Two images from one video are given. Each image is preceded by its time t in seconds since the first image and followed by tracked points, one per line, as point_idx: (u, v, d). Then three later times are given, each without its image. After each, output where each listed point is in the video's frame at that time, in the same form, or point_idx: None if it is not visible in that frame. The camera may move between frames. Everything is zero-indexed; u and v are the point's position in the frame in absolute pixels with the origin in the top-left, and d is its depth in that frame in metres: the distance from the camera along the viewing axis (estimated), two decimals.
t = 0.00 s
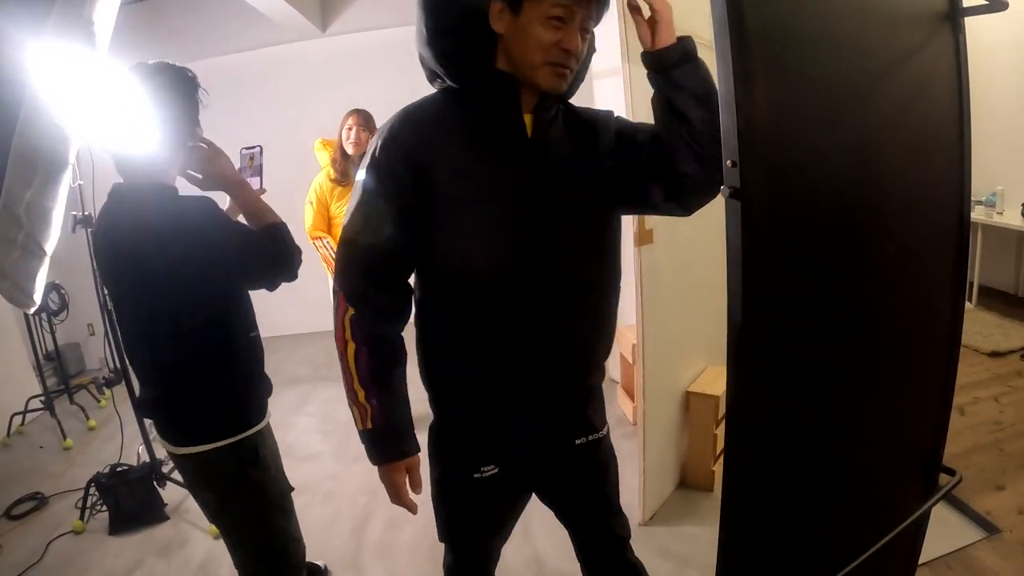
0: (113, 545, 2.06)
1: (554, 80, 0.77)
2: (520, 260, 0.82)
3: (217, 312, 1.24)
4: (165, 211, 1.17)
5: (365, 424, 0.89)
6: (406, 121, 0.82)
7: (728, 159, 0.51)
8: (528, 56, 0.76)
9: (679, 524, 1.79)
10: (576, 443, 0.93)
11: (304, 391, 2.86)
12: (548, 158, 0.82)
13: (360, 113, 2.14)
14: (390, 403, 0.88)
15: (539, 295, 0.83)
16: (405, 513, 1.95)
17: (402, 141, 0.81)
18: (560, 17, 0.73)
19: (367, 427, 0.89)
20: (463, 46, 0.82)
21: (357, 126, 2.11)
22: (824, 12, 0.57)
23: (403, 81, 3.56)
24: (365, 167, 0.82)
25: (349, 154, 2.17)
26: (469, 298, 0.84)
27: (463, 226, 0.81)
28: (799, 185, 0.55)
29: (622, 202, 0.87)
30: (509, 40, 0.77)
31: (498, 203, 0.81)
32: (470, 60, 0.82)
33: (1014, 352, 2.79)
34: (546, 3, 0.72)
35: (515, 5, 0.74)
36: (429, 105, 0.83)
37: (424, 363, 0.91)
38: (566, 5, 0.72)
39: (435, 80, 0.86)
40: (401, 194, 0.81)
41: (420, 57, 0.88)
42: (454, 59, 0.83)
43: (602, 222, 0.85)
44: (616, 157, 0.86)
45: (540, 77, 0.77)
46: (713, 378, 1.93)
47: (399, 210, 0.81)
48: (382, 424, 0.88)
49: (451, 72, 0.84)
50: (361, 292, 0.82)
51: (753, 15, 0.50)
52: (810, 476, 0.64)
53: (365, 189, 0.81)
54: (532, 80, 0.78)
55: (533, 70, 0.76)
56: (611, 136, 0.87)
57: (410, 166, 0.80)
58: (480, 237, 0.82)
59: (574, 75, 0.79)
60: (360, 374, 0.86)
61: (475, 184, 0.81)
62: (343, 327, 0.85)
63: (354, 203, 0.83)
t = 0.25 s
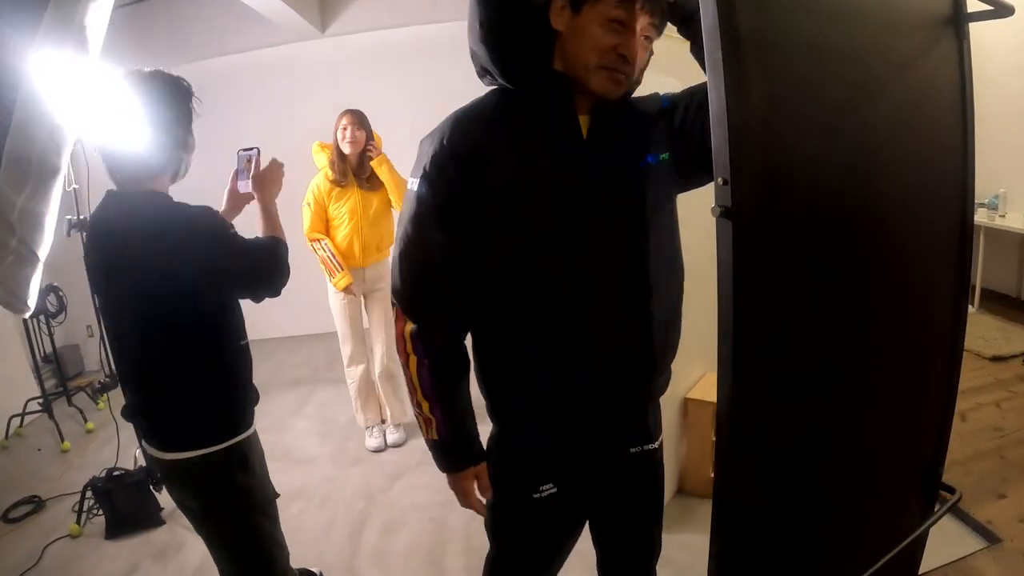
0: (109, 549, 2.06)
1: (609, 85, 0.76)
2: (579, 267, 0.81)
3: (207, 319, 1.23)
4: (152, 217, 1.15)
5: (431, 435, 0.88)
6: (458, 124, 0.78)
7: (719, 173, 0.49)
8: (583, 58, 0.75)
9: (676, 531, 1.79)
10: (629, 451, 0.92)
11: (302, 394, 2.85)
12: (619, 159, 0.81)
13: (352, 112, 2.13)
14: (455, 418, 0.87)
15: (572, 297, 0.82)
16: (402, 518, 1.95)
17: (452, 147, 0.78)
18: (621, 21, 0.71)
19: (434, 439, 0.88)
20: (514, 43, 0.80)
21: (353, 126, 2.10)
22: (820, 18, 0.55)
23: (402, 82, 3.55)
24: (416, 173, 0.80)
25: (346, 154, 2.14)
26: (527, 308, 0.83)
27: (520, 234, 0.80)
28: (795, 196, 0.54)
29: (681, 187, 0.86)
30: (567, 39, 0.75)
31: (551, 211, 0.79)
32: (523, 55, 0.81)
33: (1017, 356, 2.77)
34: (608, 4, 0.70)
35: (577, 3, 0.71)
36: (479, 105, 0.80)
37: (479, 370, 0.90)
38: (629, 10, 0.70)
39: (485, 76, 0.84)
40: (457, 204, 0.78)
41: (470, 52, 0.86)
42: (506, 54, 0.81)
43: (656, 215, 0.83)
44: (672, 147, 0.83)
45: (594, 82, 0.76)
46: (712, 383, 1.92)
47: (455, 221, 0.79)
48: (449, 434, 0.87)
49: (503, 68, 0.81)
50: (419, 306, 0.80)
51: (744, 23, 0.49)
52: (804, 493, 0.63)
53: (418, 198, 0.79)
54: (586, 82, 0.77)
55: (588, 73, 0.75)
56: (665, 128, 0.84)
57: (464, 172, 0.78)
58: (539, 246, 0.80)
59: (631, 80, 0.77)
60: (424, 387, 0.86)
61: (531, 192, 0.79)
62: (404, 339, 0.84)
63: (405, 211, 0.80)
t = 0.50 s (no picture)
0: (106, 552, 2.05)
1: (646, 92, 0.65)
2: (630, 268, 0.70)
3: (204, 323, 1.23)
4: (151, 221, 1.15)
5: (478, 448, 0.79)
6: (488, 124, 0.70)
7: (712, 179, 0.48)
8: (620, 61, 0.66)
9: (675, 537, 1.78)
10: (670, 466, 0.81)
11: (300, 396, 2.84)
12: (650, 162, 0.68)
13: (341, 112, 2.10)
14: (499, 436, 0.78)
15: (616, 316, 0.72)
16: (399, 522, 1.94)
17: (486, 149, 0.70)
18: (664, 19, 0.61)
19: (480, 450, 0.79)
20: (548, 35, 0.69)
21: (341, 126, 2.08)
22: (821, 17, 0.53)
23: (402, 82, 3.53)
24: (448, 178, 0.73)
25: (339, 154, 2.13)
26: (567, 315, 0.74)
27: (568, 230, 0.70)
28: (792, 205, 0.52)
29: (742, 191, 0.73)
30: (608, 41, 0.67)
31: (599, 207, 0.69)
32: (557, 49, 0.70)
33: (1021, 361, 2.75)
34: None
35: None
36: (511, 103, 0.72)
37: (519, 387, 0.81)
38: (672, 6, 0.60)
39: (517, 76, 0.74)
40: (492, 207, 0.70)
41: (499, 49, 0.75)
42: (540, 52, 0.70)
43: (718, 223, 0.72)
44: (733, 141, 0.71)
45: (631, 87, 0.66)
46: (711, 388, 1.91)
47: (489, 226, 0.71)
48: (496, 447, 0.78)
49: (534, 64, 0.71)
50: (453, 315, 0.74)
51: (740, 27, 0.47)
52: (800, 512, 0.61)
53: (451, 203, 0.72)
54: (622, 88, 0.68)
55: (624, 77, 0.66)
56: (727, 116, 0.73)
57: (496, 173, 0.70)
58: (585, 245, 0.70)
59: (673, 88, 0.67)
60: (466, 397, 0.77)
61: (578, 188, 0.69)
62: (441, 351, 0.76)
63: (439, 217, 0.73)
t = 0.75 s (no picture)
0: (106, 557, 2.03)
1: (674, 89, 0.68)
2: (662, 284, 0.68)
3: (207, 329, 1.21)
4: (156, 224, 1.14)
5: (486, 477, 0.80)
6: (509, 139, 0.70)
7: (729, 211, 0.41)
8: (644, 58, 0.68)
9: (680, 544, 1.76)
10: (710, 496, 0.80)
11: (302, 398, 2.82)
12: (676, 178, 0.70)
13: (341, 112, 2.06)
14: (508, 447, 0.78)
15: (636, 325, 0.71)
16: (401, 527, 1.92)
17: (512, 159, 0.69)
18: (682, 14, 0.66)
19: (487, 479, 0.80)
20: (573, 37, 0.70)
21: (340, 127, 2.04)
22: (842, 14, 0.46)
23: (404, 82, 3.51)
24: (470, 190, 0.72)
25: (339, 157, 2.10)
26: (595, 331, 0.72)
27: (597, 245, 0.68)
28: (819, 241, 0.45)
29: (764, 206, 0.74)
30: (626, 41, 0.70)
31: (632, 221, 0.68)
32: (582, 52, 0.70)
33: None
34: None
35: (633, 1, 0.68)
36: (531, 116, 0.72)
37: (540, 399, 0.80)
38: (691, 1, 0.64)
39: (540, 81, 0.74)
40: (515, 220, 0.69)
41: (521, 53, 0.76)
42: (566, 49, 0.70)
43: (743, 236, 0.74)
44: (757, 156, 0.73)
45: (656, 83, 0.69)
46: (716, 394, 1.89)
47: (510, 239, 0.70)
48: (509, 467, 0.79)
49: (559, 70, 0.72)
50: (470, 334, 0.72)
51: (762, 37, 0.41)
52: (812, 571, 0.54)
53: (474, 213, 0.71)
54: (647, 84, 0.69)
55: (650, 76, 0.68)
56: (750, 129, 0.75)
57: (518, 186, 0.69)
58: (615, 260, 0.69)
59: (697, 84, 0.70)
60: (478, 420, 0.77)
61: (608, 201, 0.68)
62: (456, 372, 0.75)
63: (459, 230, 0.73)
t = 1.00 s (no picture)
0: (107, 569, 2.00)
1: (713, 88, 0.67)
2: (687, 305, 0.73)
3: (212, 344, 1.17)
4: (165, 236, 1.10)
5: (524, 524, 0.80)
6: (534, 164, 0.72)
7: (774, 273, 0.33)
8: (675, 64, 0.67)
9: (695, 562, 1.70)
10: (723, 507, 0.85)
11: (306, 405, 2.78)
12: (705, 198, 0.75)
13: (345, 118, 2.04)
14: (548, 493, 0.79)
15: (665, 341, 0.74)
16: (407, 541, 1.88)
17: (543, 180, 0.71)
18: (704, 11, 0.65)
19: (525, 527, 0.80)
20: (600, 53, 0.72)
21: (343, 133, 2.02)
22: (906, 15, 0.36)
23: (409, 82, 3.46)
24: (495, 214, 0.73)
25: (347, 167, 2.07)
26: (624, 351, 0.75)
27: (626, 267, 0.72)
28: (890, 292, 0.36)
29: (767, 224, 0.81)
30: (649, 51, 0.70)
31: (660, 244, 0.72)
32: (610, 67, 0.73)
33: None
34: None
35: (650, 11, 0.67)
36: (556, 137, 0.73)
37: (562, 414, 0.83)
38: None
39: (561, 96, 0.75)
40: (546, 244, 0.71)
41: (549, 60, 0.79)
42: (595, 63, 0.73)
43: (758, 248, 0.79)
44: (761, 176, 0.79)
45: (693, 87, 0.67)
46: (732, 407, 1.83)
47: (541, 265, 0.71)
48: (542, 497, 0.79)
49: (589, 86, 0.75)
50: (500, 364, 0.73)
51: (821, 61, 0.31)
52: None
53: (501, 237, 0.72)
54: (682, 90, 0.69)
55: (686, 79, 0.67)
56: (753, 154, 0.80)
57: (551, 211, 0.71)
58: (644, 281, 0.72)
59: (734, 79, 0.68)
60: (515, 469, 0.78)
61: (636, 225, 0.72)
62: (484, 412, 0.77)
63: (482, 255, 0.74)
